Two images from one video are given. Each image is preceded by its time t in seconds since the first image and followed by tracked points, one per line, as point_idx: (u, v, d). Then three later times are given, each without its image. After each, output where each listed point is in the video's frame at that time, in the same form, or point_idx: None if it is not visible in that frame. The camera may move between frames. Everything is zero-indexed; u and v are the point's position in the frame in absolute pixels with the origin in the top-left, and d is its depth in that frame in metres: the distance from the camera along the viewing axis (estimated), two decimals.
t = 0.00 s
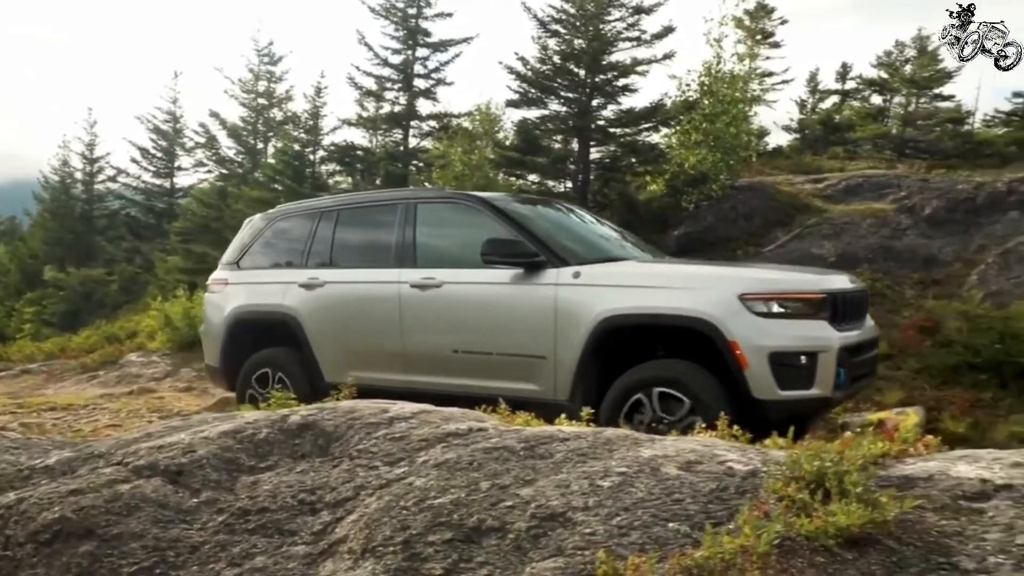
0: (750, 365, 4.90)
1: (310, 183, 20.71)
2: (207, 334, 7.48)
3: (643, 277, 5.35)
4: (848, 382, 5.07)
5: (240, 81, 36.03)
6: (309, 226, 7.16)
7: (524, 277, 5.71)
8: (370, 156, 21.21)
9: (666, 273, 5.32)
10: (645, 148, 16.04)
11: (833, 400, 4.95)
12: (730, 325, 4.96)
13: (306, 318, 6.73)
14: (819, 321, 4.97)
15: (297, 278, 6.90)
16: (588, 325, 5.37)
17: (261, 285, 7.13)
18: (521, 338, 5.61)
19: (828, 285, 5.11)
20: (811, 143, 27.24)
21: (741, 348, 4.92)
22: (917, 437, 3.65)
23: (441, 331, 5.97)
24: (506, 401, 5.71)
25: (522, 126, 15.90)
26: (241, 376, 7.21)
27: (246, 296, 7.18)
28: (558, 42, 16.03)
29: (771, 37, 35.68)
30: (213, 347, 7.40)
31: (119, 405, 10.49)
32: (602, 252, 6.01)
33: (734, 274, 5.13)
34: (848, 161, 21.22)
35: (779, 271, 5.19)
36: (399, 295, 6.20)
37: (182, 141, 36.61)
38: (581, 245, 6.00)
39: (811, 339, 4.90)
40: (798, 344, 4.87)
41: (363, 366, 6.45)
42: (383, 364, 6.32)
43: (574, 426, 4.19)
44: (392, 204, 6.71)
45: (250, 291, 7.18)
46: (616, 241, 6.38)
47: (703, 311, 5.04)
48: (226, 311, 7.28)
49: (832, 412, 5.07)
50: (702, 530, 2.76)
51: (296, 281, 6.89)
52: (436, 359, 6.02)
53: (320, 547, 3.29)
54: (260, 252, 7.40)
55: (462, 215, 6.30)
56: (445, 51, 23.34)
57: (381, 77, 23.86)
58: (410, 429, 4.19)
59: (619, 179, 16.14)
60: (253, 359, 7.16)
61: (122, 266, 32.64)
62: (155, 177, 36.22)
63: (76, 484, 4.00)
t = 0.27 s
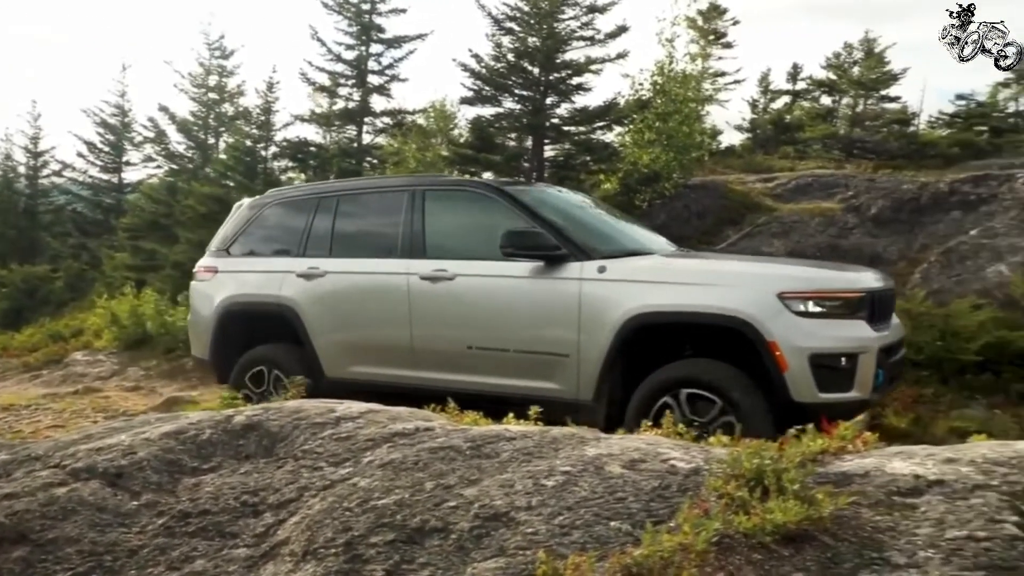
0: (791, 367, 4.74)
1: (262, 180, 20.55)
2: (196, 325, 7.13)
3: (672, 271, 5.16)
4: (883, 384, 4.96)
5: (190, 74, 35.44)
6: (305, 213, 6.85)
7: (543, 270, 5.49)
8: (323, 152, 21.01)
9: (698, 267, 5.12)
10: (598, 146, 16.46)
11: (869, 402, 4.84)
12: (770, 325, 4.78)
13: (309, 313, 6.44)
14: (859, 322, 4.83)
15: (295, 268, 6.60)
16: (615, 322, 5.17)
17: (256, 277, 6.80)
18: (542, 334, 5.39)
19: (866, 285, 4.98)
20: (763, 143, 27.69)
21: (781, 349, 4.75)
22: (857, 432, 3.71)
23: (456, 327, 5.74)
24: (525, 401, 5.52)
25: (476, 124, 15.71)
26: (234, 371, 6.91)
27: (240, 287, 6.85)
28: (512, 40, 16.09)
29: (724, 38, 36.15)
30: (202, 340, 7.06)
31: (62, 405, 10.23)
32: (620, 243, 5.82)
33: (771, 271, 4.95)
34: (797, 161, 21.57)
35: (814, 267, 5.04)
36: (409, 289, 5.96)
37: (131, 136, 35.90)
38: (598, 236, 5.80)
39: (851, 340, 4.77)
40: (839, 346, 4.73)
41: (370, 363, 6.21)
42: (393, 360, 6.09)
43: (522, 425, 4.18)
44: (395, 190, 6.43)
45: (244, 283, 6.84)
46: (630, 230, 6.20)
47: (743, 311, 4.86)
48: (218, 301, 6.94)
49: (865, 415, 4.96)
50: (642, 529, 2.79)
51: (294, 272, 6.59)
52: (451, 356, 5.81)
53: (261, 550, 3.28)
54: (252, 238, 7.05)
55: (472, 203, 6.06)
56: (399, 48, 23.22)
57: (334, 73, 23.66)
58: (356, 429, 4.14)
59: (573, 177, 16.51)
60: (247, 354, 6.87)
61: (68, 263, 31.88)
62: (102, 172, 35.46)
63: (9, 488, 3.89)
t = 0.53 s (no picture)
0: (831, 362, 4.69)
1: (222, 176, 20.31)
2: (195, 329, 6.80)
3: (706, 268, 5.05)
4: (917, 381, 4.93)
5: (147, 69, 34.90)
6: (313, 212, 6.63)
7: (569, 267, 5.34)
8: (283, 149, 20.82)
9: (732, 264, 5.03)
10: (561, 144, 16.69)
11: (906, 400, 4.80)
12: (809, 319, 4.73)
13: (318, 312, 6.20)
14: (896, 317, 4.80)
15: (303, 267, 6.37)
16: (643, 320, 5.05)
17: (261, 274, 6.54)
18: (569, 333, 5.24)
19: (903, 282, 4.94)
20: (724, 143, 28.03)
21: (821, 343, 4.70)
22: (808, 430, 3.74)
23: (477, 327, 5.55)
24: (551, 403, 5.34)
25: (438, 122, 15.69)
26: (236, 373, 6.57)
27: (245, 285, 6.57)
28: (475, 38, 16.10)
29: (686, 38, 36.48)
30: (203, 343, 6.73)
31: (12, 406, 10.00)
32: (642, 243, 5.69)
33: (809, 266, 4.90)
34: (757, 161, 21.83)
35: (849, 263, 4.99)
36: (427, 288, 5.76)
37: (86, 131, 35.24)
38: (620, 234, 5.67)
39: (890, 334, 4.73)
40: (878, 340, 4.68)
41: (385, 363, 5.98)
42: (408, 363, 5.86)
43: (478, 425, 4.16)
44: (410, 188, 6.25)
45: (249, 281, 6.58)
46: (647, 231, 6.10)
47: (781, 304, 4.78)
48: (221, 304, 6.64)
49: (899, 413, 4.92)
50: (593, 528, 2.81)
51: (302, 270, 6.36)
52: (471, 358, 5.61)
53: (210, 552, 3.25)
54: (256, 238, 6.78)
55: (493, 201, 5.89)
56: (361, 44, 23.08)
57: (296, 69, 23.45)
58: (310, 429, 4.08)
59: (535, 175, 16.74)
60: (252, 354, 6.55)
61: (20, 259, 31.17)
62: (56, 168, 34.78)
63: None
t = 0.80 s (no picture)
0: (874, 367, 4.53)
1: (177, 172, 19.86)
2: (193, 324, 6.41)
3: (744, 267, 4.86)
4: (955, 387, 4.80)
5: (100, 63, 34.24)
6: (320, 207, 6.29)
7: (598, 265, 5.11)
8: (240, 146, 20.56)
9: (772, 262, 4.84)
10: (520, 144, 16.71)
11: (945, 406, 4.66)
12: (852, 322, 4.57)
13: (327, 309, 5.88)
14: (937, 321, 4.66)
15: (310, 262, 6.03)
16: (679, 317, 4.84)
17: (264, 269, 6.19)
18: (599, 332, 5.01)
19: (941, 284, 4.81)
20: (683, 143, 28.30)
21: (864, 346, 4.54)
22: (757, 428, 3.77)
23: (501, 326, 5.29)
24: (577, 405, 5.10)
25: (398, 120, 15.65)
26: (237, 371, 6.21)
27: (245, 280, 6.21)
28: (435, 36, 16.07)
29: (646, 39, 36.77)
30: (202, 340, 6.34)
31: None
32: (669, 240, 5.49)
33: (850, 267, 4.74)
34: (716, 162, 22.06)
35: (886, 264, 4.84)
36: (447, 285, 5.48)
37: (36, 125, 34.46)
38: (647, 232, 5.45)
39: (932, 337, 4.58)
40: (921, 344, 4.53)
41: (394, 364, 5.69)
42: (422, 362, 5.58)
43: (431, 425, 4.13)
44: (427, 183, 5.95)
45: (250, 276, 6.22)
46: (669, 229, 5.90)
47: (825, 305, 4.62)
48: (222, 298, 6.26)
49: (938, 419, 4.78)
50: (541, 529, 2.81)
51: (309, 265, 6.02)
52: (492, 357, 5.34)
53: (154, 558, 3.19)
54: (259, 231, 6.41)
55: (516, 197, 5.63)
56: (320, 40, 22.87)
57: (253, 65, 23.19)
58: (261, 431, 4.00)
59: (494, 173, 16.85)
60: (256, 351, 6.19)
61: None
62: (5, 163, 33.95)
63: None
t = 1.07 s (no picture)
0: (918, 372, 4.21)
1: (123, 168, 19.42)
2: (189, 320, 5.90)
3: (784, 265, 4.51)
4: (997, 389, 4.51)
5: (44, 56, 33.42)
6: (321, 200, 5.79)
7: (625, 263, 4.73)
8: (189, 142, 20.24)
9: (814, 260, 4.50)
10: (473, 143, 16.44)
11: (990, 410, 4.37)
12: (895, 324, 4.24)
13: (332, 308, 5.41)
14: (983, 322, 4.34)
15: (312, 259, 5.55)
16: (722, 316, 4.48)
17: (253, 267, 5.69)
18: (627, 334, 4.64)
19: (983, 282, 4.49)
20: (637, 142, 28.56)
21: (908, 350, 4.21)
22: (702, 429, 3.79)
23: (527, 325, 4.87)
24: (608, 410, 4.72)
25: (351, 119, 15.73)
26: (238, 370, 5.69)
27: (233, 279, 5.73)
28: (388, 33, 16.02)
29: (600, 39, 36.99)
30: (199, 336, 5.83)
31: None
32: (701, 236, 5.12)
33: (892, 266, 4.39)
34: (668, 162, 22.29)
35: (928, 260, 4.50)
36: (466, 283, 5.06)
37: None
38: (677, 227, 5.07)
39: (978, 340, 4.26)
40: (968, 347, 4.22)
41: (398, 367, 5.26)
42: (438, 363, 5.15)
43: (377, 428, 4.09)
44: (442, 175, 5.48)
45: (239, 274, 5.72)
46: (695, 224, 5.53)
47: (867, 307, 4.28)
48: (218, 294, 5.75)
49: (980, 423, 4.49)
50: (484, 532, 2.82)
51: (313, 262, 5.54)
52: (516, 359, 4.93)
53: (89, 565, 3.14)
54: (256, 223, 5.88)
55: (540, 189, 5.19)
56: (272, 36, 22.59)
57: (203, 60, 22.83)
58: (203, 435, 3.90)
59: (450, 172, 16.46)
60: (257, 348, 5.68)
61: None
62: None
63: None
